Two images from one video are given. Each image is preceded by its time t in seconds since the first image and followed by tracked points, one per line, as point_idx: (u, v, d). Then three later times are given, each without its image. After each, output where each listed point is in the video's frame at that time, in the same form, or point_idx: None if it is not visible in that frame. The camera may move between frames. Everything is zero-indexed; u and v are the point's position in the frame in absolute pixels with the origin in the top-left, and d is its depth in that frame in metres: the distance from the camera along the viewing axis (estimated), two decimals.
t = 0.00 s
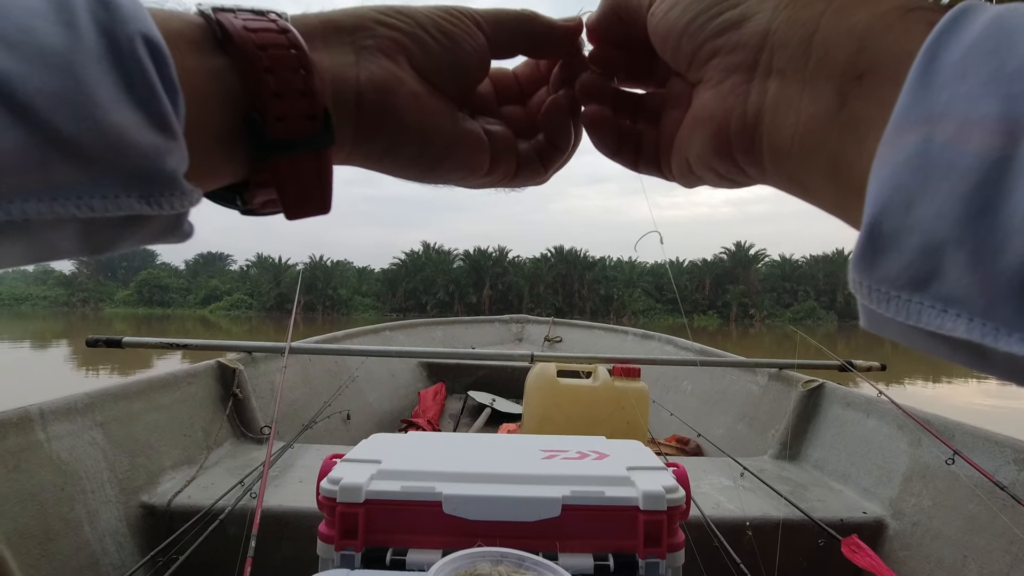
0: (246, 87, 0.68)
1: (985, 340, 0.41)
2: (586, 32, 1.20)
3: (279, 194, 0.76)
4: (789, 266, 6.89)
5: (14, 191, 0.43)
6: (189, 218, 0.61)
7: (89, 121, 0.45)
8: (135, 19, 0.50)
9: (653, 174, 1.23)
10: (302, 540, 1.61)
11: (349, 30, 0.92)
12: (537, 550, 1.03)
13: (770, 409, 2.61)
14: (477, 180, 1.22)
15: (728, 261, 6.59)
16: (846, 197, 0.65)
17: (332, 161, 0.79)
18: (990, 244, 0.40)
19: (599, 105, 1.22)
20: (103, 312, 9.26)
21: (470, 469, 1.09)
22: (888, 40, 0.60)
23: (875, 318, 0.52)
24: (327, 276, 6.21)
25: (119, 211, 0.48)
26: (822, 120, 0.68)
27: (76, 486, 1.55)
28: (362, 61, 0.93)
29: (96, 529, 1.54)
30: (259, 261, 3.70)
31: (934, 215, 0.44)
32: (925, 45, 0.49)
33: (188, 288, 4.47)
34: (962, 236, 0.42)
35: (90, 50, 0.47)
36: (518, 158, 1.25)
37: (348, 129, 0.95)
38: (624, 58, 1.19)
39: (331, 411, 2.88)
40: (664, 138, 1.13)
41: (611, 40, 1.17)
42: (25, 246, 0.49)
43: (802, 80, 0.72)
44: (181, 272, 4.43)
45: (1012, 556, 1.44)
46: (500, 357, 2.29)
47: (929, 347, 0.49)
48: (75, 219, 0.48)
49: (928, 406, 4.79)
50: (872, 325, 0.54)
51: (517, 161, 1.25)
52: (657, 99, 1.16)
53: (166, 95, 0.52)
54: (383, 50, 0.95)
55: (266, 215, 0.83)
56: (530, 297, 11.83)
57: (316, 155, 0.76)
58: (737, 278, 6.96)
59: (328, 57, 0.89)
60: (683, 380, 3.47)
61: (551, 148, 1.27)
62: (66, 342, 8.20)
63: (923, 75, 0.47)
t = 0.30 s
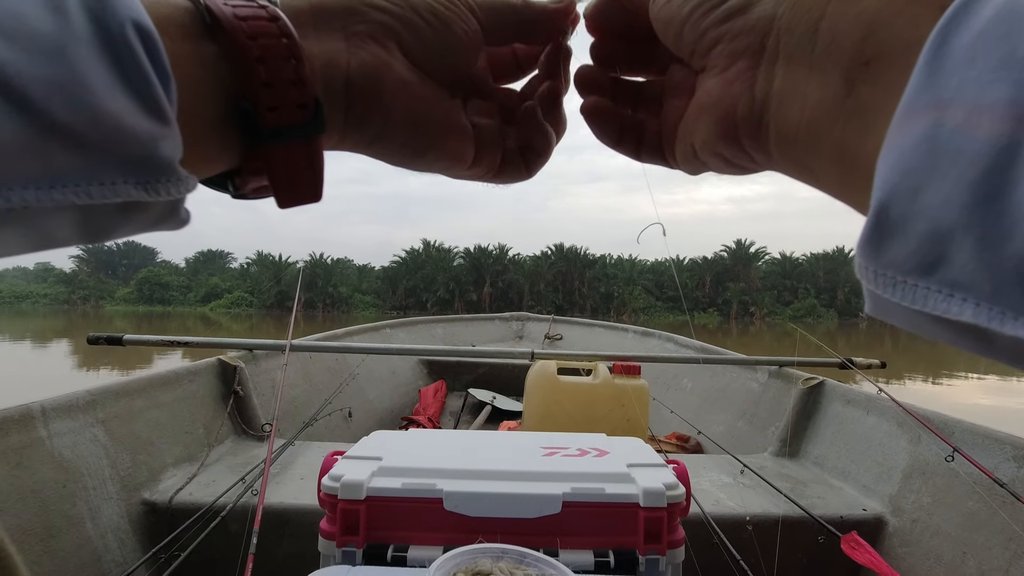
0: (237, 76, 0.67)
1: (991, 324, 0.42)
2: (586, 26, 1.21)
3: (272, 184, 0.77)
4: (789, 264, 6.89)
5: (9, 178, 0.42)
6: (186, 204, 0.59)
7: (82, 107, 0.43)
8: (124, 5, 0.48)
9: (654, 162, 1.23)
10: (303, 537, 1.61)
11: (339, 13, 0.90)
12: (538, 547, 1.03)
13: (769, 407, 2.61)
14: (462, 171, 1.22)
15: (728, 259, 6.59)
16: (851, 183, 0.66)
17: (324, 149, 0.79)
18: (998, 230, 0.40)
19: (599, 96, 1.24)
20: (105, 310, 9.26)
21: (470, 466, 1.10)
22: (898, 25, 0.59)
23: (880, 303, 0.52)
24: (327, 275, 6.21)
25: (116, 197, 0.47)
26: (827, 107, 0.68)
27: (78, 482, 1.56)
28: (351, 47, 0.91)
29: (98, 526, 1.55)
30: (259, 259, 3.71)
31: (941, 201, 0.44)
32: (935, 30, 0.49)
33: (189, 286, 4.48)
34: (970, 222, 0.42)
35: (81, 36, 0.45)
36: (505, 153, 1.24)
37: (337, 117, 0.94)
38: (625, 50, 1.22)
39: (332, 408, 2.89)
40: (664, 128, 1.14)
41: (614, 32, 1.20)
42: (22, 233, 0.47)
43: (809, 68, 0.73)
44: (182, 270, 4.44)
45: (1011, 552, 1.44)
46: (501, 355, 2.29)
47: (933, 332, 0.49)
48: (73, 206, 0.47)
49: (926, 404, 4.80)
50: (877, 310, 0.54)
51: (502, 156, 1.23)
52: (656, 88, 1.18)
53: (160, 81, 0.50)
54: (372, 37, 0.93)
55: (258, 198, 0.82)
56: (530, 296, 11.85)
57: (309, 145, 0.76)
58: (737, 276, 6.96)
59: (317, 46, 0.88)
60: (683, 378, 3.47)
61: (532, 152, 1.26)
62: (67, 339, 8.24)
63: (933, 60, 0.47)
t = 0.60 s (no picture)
0: (241, 75, 0.68)
1: (996, 322, 0.38)
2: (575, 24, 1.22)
3: (276, 181, 0.77)
4: (789, 266, 6.89)
5: (15, 177, 0.42)
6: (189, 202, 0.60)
7: (89, 106, 0.43)
8: (128, 2, 0.49)
9: (658, 165, 1.25)
10: (303, 537, 1.61)
11: (344, 11, 0.90)
12: (538, 547, 1.03)
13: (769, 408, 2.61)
14: (462, 172, 1.22)
15: (728, 260, 6.60)
16: (856, 181, 0.66)
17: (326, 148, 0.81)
18: (1003, 225, 0.38)
19: (599, 101, 1.25)
20: (105, 310, 9.26)
21: (470, 467, 1.10)
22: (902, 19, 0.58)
23: (887, 304, 0.50)
24: (327, 275, 6.21)
25: (120, 195, 0.47)
26: (835, 102, 0.68)
27: (78, 483, 1.56)
28: (357, 48, 0.91)
29: (98, 526, 1.55)
30: (260, 259, 3.71)
31: (946, 197, 0.41)
32: (945, 22, 0.46)
33: (189, 286, 4.49)
34: (974, 217, 0.39)
35: (86, 34, 0.45)
36: (501, 149, 1.23)
37: (339, 117, 0.94)
38: (621, 52, 1.23)
39: (332, 409, 2.89)
40: (667, 128, 1.16)
41: (609, 34, 1.21)
42: (26, 232, 0.47)
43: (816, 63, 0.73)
44: (183, 271, 4.45)
45: (1011, 553, 1.44)
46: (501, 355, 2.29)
47: (943, 333, 0.47)
48: (77, 204, 0.47)
49: (926, 405, 4.80)
50: (885, 311, 0.52)
51: (500, 152, 1.23)
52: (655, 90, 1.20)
53: (163, 79, 0.51)
54: (376, 36, 0.94)
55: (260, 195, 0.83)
56: (530, 296, 11.87)
57: (311, 144, 0.78)
58: (737, 277, 6.97)
59: (321, 44, 0.88)
60: (683, 379, 3.47)
61: (530, 147, 1.25)
62: (68, 339, 8.25)
63: (940, 57, 0.45)
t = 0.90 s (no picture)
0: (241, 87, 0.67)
1: (1009, 315, 0.39)
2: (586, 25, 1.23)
3: (272, 189, 0.76)
4: (789, 266, 6.89)
5: (10, 183, 0.42)
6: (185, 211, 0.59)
7: (84, 113, 0.44)
8: (127, 11, 0.49)
9: (669, 167, 1.23)
10: (303, 538, 1.61)
11: (344, 20, 0.90)
12: (537, 548, 1.03)
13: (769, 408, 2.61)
14: (463, 175, 1.22)
15: (728, 260, 6.59)
16: (871, 180, 0.66)
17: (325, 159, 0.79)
18: (1018, 219, 0.38)
19: (612, 101, 1.22)
20: (105, 310, 9.26)
21: (470, 468, 1.10)
22: (916, 18, 0.59)
23: (899, 298, 0.50)
24: (327, 276, 6.21)
25: (115, 203, 0.47)
26: (848, 99, 0.69)
27: (77, 484, 1.56)
28: (357, 61, 0.91)
29: (97, 527, 1.55)
30: (260, 260, 3.71)
31: (959, 192, 0.41)
32: (961, 18, 0.46)
33: (189, 287, 4.49)
34: (989, 211, 0.39)
35: (83, 41, 0.45)
36: (501, 155, 1.23)
37: (339, 126, 0.94)
38: (632, 51, 1.22)
39: (332, 409, 2.89)
40: (678, 131, 1.15)
41: (622, 35, 1.21)
42: (21, 240, 0.47)
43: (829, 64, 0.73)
44: (183, 271, 4.44)
45: (1011, 553, 1.44)
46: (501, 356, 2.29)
47: (953, 327, 0.46)
48: (72, 211, 0.47)
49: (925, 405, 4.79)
50: (894, 304, 0.52)
51: (501, 159, 1.23)
52: (669, 91, 1.18)
53: (159, 86, 0.50)
54: (377, 44, 0.93)
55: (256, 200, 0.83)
56: (530, 297, 11.88)
57: (310, 156, 0.76)
58: (737, 277, 6.97)
59: (321, 54, 0.87)
60: (682, 380, 3.47)
61: (533, 154, 1.24)
62: (67, 339, 8.26)
63: (956, 53, 0.44)
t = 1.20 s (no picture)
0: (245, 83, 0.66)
1: (1007, 317, 0.39)
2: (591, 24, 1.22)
3: (277, 183, 0.76)
4: (790, 266, 6.89)
5: (12, 179, 0.42)
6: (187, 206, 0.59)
7: (84, 108, 0.43)
8: (128, 5, 0.49)
9: (672, 168, 1.22)
10: (302, 537, 1.61)
11: (349, 14, 0.89)
12: (536, 547, 1.03)
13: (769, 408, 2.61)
14: (468, 163, 1.21)
15: (729, 260, 6.59)
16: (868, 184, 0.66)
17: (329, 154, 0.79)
18: (1016, 222, 0.38)
19: (616, 103, 1.23)
20: (105, 310, 9.25)
21: (469, 467, 1.09)
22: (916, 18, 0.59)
23: (899, 302, 0.49)
24: (328, 275, 6.21)
25: (117, 199, 0.47)
26: (846, 101, 0.68)
27: (77, 483, 1.56)
28: (362, 55, 0.91)
29: (96, 526, 1.55)
30: (260, 260, 3.71)
31: (957, 195, 0.41)
32: (959, 23, 0.46)
33: (189, 287, 4.48)
34: (986, 215, 0.39)
35: (84, 36, 0.45)
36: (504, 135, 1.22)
37: (345, 120, 0.95)
38: (637, 53, 1.22)
39: (331, 409, 2.89)
40: (682, 133, 1.14)
41: (627, 38, 1.21)
42: (24, 234, 0.47)
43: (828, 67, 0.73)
44: (183, 272, 4.43)
45: (1010, 553, 1.44)
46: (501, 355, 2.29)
47: (953, 329, 0.46)
48: (74, 207, 0.47)
49: (925, 406, 4.78)
50: (892, 306, 0.51)
51: (504, 139, 1.22)
52: (672, 91, 1.18)
53: (161, 81, 0.50)
54: (382, 39, 0.93)
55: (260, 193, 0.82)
56: (530, 297, 11.88)
57: (314, 150, 0.77)
58: (737, 277, 6.96)
59: (327, 51, 0.88)
60: (683, 379, 3.47)
61: (535, 129, 1.24)
62: (67, 340, 8.25)
63: (954, 58, 0.45)
